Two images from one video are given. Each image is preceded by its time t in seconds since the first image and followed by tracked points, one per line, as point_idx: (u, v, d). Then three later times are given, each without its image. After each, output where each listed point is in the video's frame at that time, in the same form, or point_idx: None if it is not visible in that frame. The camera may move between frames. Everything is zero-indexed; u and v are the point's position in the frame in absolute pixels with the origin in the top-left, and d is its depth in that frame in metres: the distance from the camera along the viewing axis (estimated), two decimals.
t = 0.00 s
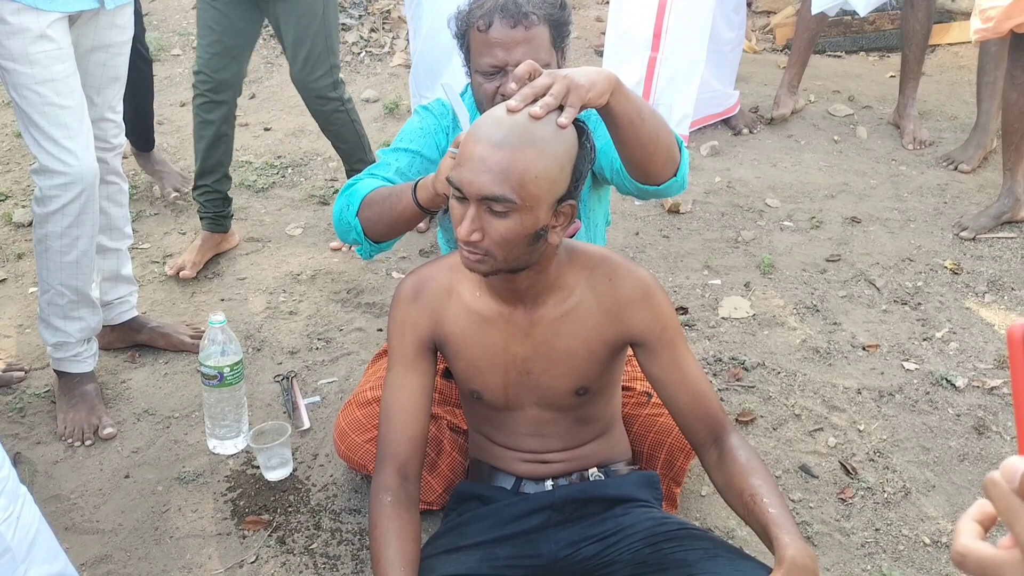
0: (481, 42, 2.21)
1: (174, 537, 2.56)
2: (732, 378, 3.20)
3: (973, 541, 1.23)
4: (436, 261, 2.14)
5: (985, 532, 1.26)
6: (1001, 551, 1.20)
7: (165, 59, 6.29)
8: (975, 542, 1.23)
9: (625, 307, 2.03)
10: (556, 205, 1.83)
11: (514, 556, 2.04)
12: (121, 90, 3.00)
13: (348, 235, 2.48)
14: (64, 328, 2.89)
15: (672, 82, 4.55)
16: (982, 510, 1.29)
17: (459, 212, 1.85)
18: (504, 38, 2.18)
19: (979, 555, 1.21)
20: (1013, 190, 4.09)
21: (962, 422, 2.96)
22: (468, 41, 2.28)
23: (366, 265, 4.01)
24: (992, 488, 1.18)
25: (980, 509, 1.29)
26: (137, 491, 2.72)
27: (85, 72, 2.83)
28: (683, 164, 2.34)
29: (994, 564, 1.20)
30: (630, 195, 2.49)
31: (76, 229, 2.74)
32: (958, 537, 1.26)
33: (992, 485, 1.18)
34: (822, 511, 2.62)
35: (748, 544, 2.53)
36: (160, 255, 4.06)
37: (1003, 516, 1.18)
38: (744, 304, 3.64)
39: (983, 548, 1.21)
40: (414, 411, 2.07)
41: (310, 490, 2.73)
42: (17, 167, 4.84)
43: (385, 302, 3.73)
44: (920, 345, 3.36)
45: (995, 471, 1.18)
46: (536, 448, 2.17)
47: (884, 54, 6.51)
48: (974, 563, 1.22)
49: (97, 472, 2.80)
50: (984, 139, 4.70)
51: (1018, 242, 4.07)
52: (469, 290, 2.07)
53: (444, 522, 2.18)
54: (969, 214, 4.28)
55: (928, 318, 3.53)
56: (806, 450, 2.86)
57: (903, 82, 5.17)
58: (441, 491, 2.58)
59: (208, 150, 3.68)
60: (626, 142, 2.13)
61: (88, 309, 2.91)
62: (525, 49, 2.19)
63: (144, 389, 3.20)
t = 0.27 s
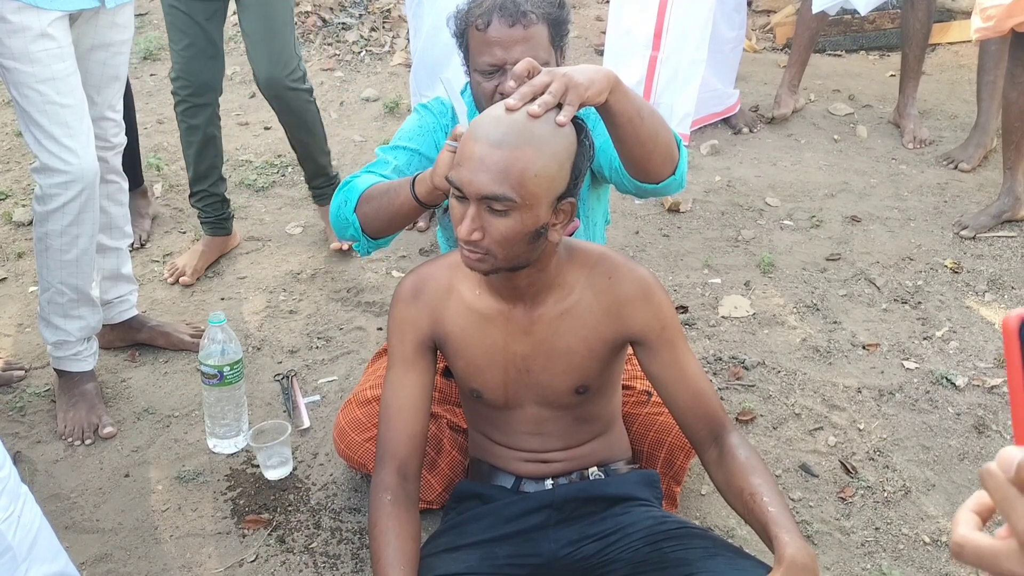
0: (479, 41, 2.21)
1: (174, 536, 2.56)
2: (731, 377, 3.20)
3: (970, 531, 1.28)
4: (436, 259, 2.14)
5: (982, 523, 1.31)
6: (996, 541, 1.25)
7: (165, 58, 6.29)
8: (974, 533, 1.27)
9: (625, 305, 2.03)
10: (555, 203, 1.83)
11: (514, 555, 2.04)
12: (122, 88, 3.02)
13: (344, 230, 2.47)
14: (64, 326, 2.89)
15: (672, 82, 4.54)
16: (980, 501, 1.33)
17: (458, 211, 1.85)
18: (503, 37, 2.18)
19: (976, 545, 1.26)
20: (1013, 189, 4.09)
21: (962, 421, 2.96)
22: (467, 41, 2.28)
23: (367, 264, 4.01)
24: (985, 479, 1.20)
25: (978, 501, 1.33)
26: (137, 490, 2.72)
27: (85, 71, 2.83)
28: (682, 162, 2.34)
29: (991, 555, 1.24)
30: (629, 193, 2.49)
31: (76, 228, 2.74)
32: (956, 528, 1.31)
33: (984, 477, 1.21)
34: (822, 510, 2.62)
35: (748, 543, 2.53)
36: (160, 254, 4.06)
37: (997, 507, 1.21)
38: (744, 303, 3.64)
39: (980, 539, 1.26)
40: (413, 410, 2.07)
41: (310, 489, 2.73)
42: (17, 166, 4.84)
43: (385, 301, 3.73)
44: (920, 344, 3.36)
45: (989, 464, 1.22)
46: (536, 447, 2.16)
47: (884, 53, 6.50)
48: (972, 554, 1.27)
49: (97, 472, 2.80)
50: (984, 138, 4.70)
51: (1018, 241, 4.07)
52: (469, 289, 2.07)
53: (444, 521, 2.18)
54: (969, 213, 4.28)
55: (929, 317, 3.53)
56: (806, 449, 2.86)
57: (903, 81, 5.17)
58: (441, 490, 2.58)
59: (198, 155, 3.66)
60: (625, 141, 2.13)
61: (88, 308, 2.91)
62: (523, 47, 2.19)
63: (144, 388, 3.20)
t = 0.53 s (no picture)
0: (478, 41, 2.21)
1: (174, 535, 2.56)
2: (732, 377, 3.20)
3: (967, 518, 1.28)
4: (436, 259, 2.14)
5: (980, 510, 1.30)
6: (992, 527, 1.24)
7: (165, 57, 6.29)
8: (970, 519, 1.27)
9: (625, 305, 2.03)
10: (555, 203, 1.83)
11: (514, 555, 2.04)
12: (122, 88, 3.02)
13: (342, 226, 2.47)
14: (68, 317, 2.90)
15: (672, 81, 4.53)
16: (978, 490, 1.33)
17: (458, 210, 1.85)
18: (502, 36, 2.18)
19: (972, 531, 1.25)
20: (1014, 189, 4.08)
21: (962, 421, 2.96)
22: (465, 40, 2.27)
23: (367, 264, 4.01)
24: (982, 468, 1.20)
25: (976, 489, 1.33)
26: (137, 490, 2.72)
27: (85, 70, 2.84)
28: (682, 161, 2.33)
29: (986, 540, 1.24)
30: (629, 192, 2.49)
31: (80, 225, 2.74)
32: (953, 515, 1.30)
33: (981, 465, 1.21)
34: (822, 510, 2.62)
35: (748, 543, 2.53)
36: (160, 254, 4.06)
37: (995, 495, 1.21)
38: (745, 303, 3.64)
39: (977, 525, 1.25)
40: (413, 409, 2.07)
41: (310, 489, 2.73)
42: (17, 165, 4.83)
43: (385, 301, 3.73)
44: (920, 344, 3.36)
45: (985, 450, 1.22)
46: (536, 448, 2.16)
47: (884, 52, 6.50)
48: (968, 539, 1.26)
49: (97, 471, 2.80)
50: (985, 137, 4.69)
51: (1019, 241, 4.07)
52: (469, 289, 2.07)
53: (444, 521, 2.18)
54: (969, 212, 4.28)
55: (929, 316, 3.53)
56: (806, 449, 2.86)
57: (904, 81, 5.16)
58: (440, 489, 2.58)
59: (197, 157, 3.67)
60: (625, 140, 2.13)
61: (92, 300, 2.92)
62: (522, 47, 2.19)
63: (144, 387, 3.20)
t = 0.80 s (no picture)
0: (477, 39, 2.20)
1: (173, 534, 2.56)
2: (731, 376, 3.20)
3: (957, 498, 1.23)
4: (435, 258, 2.14)
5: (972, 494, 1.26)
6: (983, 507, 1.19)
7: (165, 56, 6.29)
8: (962, 501, 1.21)
9: (624, 304, 2.03)
10: (554, 201, 1.83)
11: (514, 554, 2.04)
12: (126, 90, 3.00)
13: (338, 220, 2.46)
14: (79, 304, 2.98)
15: (671, 79, 4.53)
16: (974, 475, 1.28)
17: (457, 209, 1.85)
18: (500, 35, 2.17)
19: (962, 511, 1.20)
20: (1013, 187, 4.08)
21: (962, 420, 2.95)
22: (464, 38, 2.27)
23: (367, 263, 4.01)
24: (973, 447, 1.15)
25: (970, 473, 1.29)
26: (137, 489, 2.72)
27: (88, 72, 2.82)
28: (682, 159, 2.33)
29: (976, 520, 1.18)
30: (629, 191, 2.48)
31: (76, 218, 2.78)
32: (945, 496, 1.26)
33: (972, 444, 1.16)
34: (822, 508, 2.62)
35: (748, 542, 2.53)
36: (159, 253, 4.05)
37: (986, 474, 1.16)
38: (744, 302, 3.64)
39: (966, 505, 1.20)
40: (413, 409, 2.07)
41: (309, 487, 2.73)
42: (16, 164, 4.83)
43: (385, 299, 3.73)
44: (920, 343, 3.36)
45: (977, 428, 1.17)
46: (535, 447, 2.16)
47: (884, 51, 6.49)
48: (958, 519, 1.21)
49: (96, 470, 2.80)
50: (985, 136, 4.69)
51: (1019, 239, 4.07)
52: (468, 288, 2.07)
53: (444, 519, 2.17)
54: (969, 211, 4.28)
55: (928, 315, 3.53)
56: (806, 448, 2.86)
57: (903, 79, 5.16)
58: (440, 488, 2.58)
59: (196, 158, 3.66)
60: (625, 139, 2.12)
61: (100, 286, 2.99)
62: (520, 46, 2.18)
63: (144, 386, 3.20)
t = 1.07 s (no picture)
0: (475, 37, 2.20)
1: (172, 533, 2.55)
2: (731, 375, 3.19)
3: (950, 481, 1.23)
4: (435, 257, 2.14)
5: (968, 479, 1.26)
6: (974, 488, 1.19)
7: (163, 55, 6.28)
8: (952, 481, 1.21)
9: (623, 303, 2.03)
10: (555, 200, 1.82)
11: (514, 553, 2.04)
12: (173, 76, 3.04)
13: (337, 220, 2.46)
14: (73, 301, 2.98)
15: (671, 76, 4.52)
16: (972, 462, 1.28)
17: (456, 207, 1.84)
18: (498, 32, 2.17)
19: (954, 493, 1.20)
20: (1013, 186, 4.08)
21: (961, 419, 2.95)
22: (462, 37, 2.27)
23: (366, 262, 4.00)
24: (964, 431, 1.16)
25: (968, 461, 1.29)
26: (136, 488, 2.72)
27: (125, 63, 2.90)
28: (682, 158, 2.32)
29: (965, 500, 1.18)
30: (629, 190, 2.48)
31: (61, 211, 2.81)
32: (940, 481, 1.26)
33: (964, 428, 1.17)
34: (822, 508, 2.62)
35: (748, 541, 2.52)
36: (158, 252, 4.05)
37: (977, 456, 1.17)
38: (744, 301, 3.63)
39: (957, 487, 1.20)
40: (413, 408, 2.06)
41: (309, 487, 2.72)
42: (15, 163, 4.82)
43: (384, 299, 3.72)
44: (920, 342, 3.35)
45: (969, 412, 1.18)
46: (535, 446, 2.16)
47: (884, 50, 6.49)
48: (950, 502, 1.20)
49: (95, 469, 2.79)
50: (985, 135, 4.68)
51: (1018, 238, 4.06)
52: (468, 287, 2.06)
53: (444, 519, 2.17)
54: (969, 210, 4.27)
55: (928, 314, 3.52)
56: (806, 447, 2.85)
57: (903, 78, 5.15)
58: (439, 488, 2.58)
59: (196, 154, 3.64)
60: (625, 137, 2.12)
61: (93, 281, 2.99)
62: (519, 43, 2.18)
63: (143, 385, 3.19)
